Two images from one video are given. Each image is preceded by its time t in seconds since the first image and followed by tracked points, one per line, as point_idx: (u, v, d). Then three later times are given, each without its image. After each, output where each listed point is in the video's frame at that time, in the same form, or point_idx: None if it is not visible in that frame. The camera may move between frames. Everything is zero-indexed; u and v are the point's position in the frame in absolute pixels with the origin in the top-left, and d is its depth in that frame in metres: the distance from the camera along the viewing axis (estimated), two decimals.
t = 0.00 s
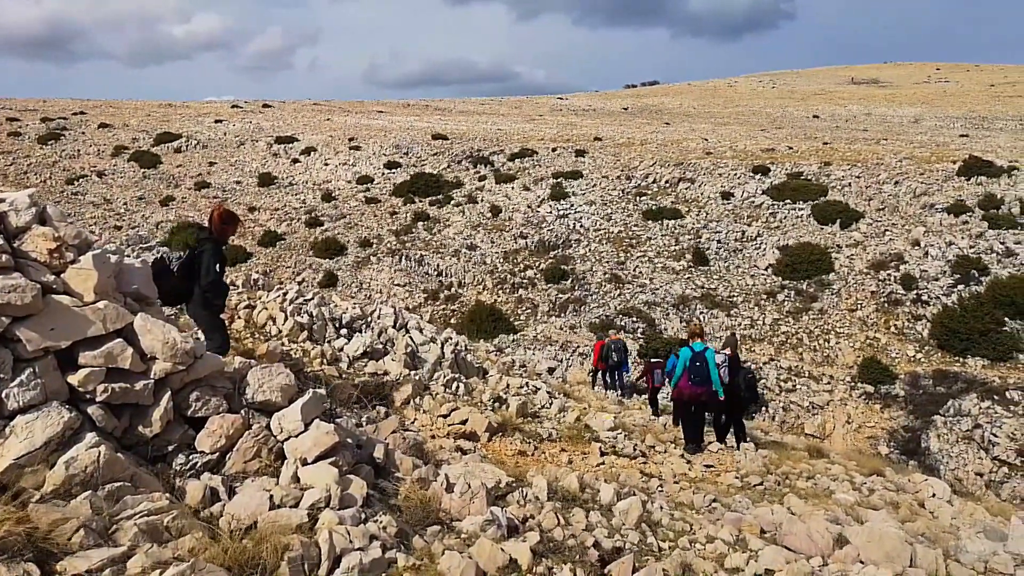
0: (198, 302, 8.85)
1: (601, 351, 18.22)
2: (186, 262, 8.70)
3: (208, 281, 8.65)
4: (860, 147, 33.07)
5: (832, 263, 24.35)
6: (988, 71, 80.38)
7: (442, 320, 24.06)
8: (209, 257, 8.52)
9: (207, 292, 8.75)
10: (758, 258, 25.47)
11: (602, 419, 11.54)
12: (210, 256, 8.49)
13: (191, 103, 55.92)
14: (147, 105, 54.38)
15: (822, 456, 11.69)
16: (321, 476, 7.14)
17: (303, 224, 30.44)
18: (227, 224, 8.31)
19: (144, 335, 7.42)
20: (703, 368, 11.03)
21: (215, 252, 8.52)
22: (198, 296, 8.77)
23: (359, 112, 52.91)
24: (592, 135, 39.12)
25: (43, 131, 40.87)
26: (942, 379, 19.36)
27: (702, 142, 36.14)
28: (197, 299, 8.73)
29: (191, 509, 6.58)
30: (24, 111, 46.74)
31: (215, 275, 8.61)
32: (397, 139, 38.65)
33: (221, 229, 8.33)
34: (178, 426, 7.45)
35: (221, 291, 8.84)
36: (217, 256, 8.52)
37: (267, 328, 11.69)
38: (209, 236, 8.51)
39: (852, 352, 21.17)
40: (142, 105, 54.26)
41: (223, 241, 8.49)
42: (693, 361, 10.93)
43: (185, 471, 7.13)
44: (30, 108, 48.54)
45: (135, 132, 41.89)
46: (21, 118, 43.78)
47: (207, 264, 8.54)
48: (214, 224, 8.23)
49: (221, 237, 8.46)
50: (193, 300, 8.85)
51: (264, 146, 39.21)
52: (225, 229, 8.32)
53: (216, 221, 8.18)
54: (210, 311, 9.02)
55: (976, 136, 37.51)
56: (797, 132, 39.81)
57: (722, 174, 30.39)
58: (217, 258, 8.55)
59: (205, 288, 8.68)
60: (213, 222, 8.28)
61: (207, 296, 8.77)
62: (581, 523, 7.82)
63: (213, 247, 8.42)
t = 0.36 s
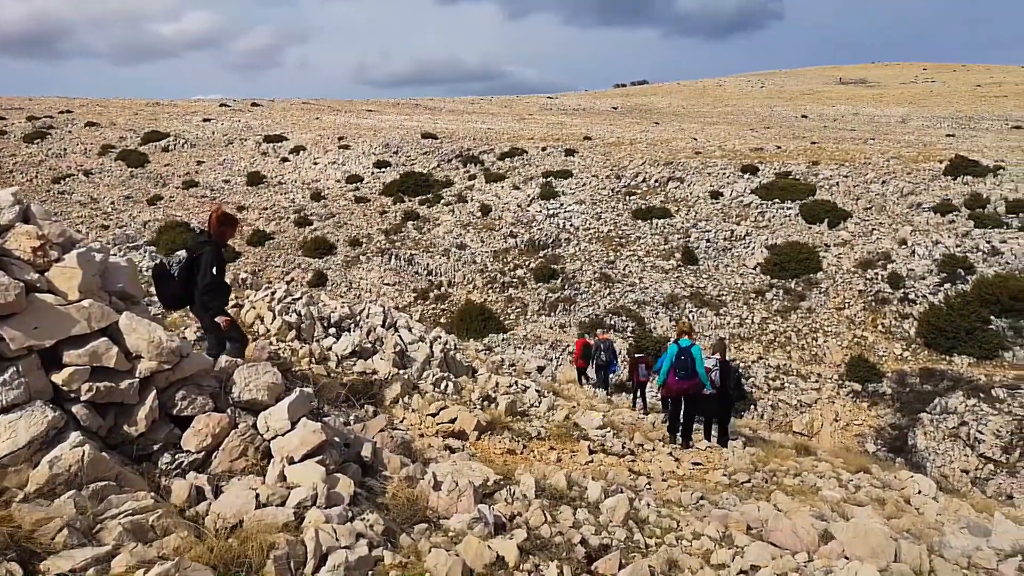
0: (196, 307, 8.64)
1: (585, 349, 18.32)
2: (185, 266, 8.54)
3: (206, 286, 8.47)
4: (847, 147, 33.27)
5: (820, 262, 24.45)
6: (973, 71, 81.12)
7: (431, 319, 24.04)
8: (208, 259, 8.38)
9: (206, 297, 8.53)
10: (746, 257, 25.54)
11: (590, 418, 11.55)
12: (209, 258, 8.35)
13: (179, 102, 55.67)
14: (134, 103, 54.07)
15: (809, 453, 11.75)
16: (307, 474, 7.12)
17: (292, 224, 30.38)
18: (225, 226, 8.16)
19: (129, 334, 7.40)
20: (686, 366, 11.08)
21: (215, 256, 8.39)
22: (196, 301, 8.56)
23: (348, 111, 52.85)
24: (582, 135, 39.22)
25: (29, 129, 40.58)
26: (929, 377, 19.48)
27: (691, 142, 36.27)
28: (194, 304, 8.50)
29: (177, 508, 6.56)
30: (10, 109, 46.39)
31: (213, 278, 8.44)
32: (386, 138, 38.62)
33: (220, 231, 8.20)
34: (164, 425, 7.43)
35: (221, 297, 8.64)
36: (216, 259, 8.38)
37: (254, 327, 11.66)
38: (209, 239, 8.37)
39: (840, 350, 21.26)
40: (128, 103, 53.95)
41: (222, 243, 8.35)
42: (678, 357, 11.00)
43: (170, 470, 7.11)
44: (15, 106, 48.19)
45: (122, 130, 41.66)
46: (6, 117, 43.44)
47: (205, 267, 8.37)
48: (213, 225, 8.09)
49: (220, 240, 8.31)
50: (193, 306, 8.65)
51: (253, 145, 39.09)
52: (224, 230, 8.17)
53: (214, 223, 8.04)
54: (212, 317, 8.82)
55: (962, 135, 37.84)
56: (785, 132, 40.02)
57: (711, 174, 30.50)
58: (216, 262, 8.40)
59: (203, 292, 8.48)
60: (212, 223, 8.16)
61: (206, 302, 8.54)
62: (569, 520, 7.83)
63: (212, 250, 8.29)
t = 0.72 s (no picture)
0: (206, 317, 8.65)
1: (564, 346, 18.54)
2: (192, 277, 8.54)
3: (214, 296, 8.46)
4: (829, 146, 33.58)
5: (802, 261, 24.66)
6: (952, 71, 82.31)
7: (416, 319, 24.01)
8: (214, 270, 8.37)
9: (214, 306, 8.53)
10: (730, 256, 25.71)
11: (575, 416, 11.60)
12: (215, 269, 8.34)
13: (160, 100, 55.16)
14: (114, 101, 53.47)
15: (791, 450, 11.87)
16: (291, 474, 7.11)
17: (276, 223, 30.22)
18: (231, 235, 8.17)
19: (109, 334, 7.33)
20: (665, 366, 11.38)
21: (220, 266, 8.37)
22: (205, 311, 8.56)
23: (332, 109, 52.63)
24: (567, 134, 39.30)
25: (7, 128, 40.05)
26: (909, 374, 19.70)
27: (675, 141, 36.46)
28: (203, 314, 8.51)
29: (158, 509, 6.53)
30: None
31: (219, 288, 8.42)
32: (371, 136, 38.51)
33: (225, 240, 8.18)
34: (145, 425, 7.39)
35: (230, 306, 8.63)
36: (222, 270, 8.35)
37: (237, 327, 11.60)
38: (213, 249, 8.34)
39: (822, 348, 21.46)
40: (108, 101, 53.37)
41: (227, 253, 8.33)
42: (658, 358, 11.25)
43: (152, 471, 7.07)
44: None
45: (102, 129, 41.23)
46: None
47: (212, 278, 8.35)
48: (219, 234, 8.10)
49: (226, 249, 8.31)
50: (202, 316, 8.66)
51: (235, 143, 38.83)
52: (230, 239, 8.19)
53: (221, 232, 8.06)
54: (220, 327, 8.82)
55: (941, 135, 38.35)
56: (767, 131, 40.34)
57: (694, 173, 30.69)
58: (223, 271, 8.38)
59: (211, 302, 8.48)
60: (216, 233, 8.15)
61: (214, 312, 8.54)
62: (552, 518, 7.87)
63: (218, 260, 8.29)
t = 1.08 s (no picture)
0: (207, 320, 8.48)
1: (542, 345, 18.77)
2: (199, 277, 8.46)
3: (217, 298, 8.32)
4: (808, 146, 33.93)
5: (783, 259, 24.90)
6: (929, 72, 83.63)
7: (399, 318, 23.96)
8: (221, 271, 8.26)
9: (217, 308, 8.37)
10: (712, 255, 25.89)
11: (558, 415, 11.66)
12: (221, 269, 8.23)
13: (138, 98, 54.49)
14: (90, 100, 52.77)
15: (771, 447, 12.00)
16: (273, 474, 7.09)
17: (257, 222, 30.00)
18: (240, 236, 8.09)
19: (88, 334, 7.29)
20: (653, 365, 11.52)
21: (227, 267, 8.26)
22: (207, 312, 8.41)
23: (314, 108, 52.32)
24: (550, 133, 39.38)
25: None
26: (888, 371, 19.98)
27: (656, 141, 36.65)
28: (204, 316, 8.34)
29: (138, 510, 6.49)
30: None
31: (223, 290, 8.27)
32: (353, 135, 38.35)
33: (233, 242, 8.10)
34: (125, 426, 7.34)
35: (233, 309, 8.47)
36: (227, 271, 8.24)
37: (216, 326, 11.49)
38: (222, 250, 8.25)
39: (802, 346, 21.70)
40: (84, 99, 52.64)
41: (235, 256, 8.23)
42: (640, 360, 11.34)
43: (132, 472, 7.02)
44: None
45: (80, 127, 40.69)
46: None
47: (217, 278, 8.23)
48: (227, 235, 8.03)
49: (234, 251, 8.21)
50: (204, 317, 8.51)
51: (216, 142, 38.49)
52: (238, 241, 8.09)
53: (228, 232, 7.98)
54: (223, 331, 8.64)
55: (919, 135, 38.93)
56: (748, 131, 40.68)
57: (676, 172, 30.88)
58: (228, 274, 8.27)
59: (214, 304, 8.33)
60: (225, 234, 8.09)
61: (216, 314, 8.37)
62: (535, 516, 7.93)
63: (224, 261, 8.19)
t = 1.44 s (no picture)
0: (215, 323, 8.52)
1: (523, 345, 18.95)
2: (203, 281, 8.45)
3: (226, 301, 8.37)
4: (792, 146, 34.23)
5: (767, 258, 25.09)
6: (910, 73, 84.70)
7: (385, 318, 23.91)
8: (227, 274, 8.30)
9: (225, 311, 8.44)
10: (697, 254, 26.04)
11: (544, 414, 11.70)
12: (228, 274, 8.27)
13: (120, 96, 53.86)
14: (71, 98, 52.11)
15: (756, 445, 12.11)
16: (259, 475, 7.06)
17: (241, 221, 29.80)
18: (246, 240, 8.13)
19: (72, 335, 7.23)
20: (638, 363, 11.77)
21: (233, 271, 8.31)
22: (216, 316, 8.45)
23: (298, 106, 52.04)
24: (536, 132, 39.43)
25: None
26: (871, 368, 20.22)
27: (642, 140, 36.81)
28: (212, 320, 8.38)
29: (123, 512, 6.44)
30: None
31: (231, 293, 8.35)
32: (339, 134, 38.18)
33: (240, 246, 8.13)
34: (109, 427, 7.28)
35: (241, 311, 8.55)
36: (234, 274, 8.29)
37: (201, 326, 11.41)
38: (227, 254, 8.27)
39: (787, 344, 21.90)
40: (64, 98, 51.97)
41: (241, 260, 8.27)
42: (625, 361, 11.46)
43: (116, 473, 6.96)
44: None
45: (61, 125, 40.19)
46: None
47: (225, 282, 8.28)
48: (233, 239, 8.05)
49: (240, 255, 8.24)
50: (212, 321, 8.55)
51: (199, 140, 38.17)
52: (245, 245, 8.14)
53: (236, 237, 8.01)
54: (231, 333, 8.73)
55: (901, 134, 39.41)
56: (733, 131, 40.96)
57: (662, 171, 31.03)
58: (234, 277, 8.31)
59: (222, 308, 8.38)
60: (231, 238, 8.10)
61: (225, 317, 8.43)
62: (523, 515, 7.97)
63: (230, 265, 8.22)
